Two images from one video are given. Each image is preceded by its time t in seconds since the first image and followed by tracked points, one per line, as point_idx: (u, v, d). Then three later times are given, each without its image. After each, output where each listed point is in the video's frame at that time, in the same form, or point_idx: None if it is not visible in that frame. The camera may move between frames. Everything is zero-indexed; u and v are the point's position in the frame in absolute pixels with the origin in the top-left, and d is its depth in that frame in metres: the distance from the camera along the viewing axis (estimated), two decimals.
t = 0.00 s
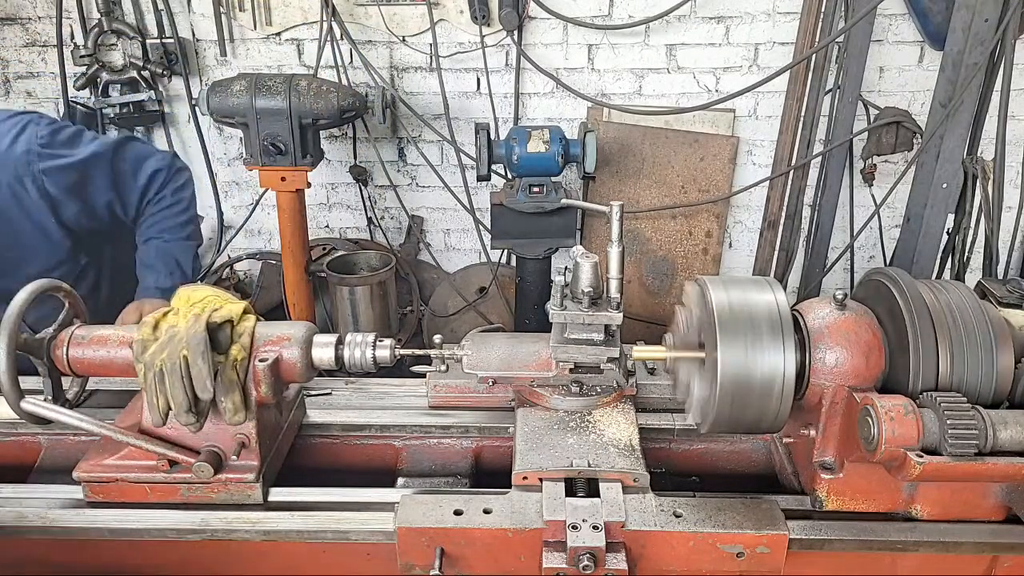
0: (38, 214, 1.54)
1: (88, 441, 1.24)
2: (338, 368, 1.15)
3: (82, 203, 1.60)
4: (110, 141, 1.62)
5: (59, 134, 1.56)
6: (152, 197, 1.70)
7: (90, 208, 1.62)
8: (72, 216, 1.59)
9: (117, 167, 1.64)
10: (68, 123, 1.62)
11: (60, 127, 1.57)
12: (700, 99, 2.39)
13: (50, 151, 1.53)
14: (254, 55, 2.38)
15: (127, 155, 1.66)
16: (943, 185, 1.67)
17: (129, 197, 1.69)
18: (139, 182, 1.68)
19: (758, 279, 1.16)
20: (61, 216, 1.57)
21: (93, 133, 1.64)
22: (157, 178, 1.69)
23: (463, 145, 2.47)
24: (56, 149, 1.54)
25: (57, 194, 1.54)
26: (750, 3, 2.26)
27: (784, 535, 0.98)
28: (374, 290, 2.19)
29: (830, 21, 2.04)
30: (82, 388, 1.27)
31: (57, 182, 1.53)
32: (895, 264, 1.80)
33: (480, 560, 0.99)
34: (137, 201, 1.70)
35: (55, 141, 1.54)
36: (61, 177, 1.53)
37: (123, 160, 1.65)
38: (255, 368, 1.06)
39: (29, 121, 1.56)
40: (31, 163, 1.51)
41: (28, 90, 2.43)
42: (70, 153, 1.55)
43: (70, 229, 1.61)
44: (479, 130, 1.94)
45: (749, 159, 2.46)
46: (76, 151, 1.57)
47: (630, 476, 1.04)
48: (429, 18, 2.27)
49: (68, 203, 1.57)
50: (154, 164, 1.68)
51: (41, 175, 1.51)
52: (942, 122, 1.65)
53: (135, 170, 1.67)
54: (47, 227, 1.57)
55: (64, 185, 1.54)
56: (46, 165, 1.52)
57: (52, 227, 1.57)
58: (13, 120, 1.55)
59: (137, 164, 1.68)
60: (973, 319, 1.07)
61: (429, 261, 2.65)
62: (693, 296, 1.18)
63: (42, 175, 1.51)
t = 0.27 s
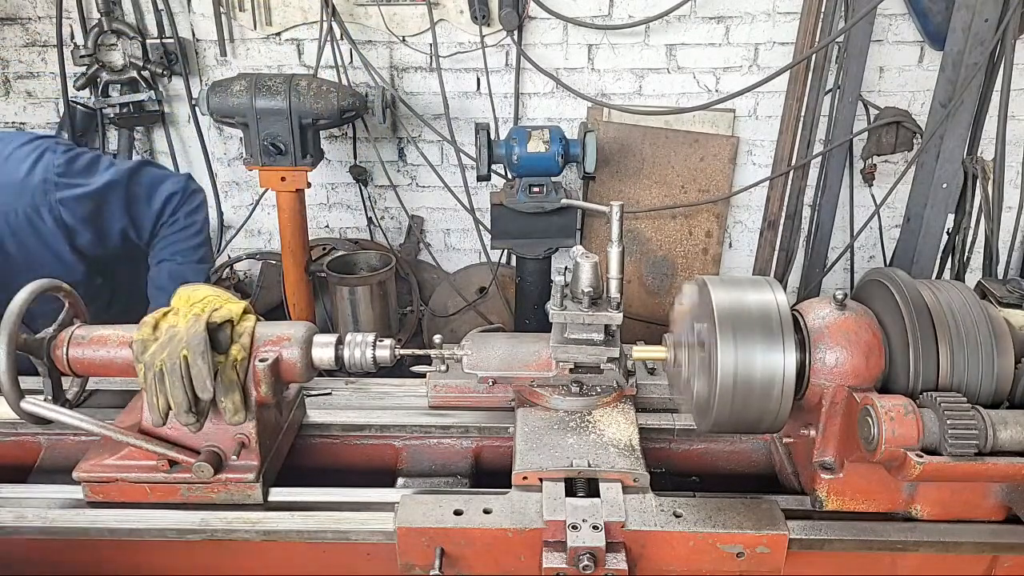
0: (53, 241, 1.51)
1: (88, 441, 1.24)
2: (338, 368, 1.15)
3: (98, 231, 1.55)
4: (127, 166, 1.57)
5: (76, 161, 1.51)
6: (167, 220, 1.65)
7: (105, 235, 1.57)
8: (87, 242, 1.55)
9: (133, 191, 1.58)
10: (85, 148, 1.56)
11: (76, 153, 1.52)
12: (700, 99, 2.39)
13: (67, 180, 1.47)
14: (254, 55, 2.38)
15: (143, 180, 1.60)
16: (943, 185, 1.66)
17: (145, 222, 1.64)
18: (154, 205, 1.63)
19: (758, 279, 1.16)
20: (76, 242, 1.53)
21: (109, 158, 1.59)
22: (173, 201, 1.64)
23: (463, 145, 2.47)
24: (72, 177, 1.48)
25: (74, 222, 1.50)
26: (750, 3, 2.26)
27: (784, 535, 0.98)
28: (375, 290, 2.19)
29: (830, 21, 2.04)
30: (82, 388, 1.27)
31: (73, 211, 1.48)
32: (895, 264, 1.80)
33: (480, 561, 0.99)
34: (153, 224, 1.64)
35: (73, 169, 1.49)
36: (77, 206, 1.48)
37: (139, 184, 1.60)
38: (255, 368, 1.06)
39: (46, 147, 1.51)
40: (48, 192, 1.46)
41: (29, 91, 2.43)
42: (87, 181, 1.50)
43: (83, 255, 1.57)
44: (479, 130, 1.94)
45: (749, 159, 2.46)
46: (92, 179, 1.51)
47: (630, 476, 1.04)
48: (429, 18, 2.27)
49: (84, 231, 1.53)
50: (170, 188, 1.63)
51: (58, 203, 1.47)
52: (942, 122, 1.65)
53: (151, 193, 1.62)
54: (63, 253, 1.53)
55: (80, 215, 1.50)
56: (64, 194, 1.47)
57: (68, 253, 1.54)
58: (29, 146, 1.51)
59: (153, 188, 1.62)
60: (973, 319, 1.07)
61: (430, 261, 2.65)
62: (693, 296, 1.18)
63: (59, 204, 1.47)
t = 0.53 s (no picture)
0: (122, 301, 1.60)
1: (88, 441, 1.24)
2: (339, 368, 1.15)
3: (160, 280, 1.67)
4: (182, 212, 1.71)
5: (140, 217, 1.62)
6: (216, 258, 1.81)
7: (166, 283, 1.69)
8: (152, 294, 1.66)
9: (188, 236, 1.73)
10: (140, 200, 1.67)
11: (138, 206, 1.63)
12: (700, 99, 2.39)
13: (133, 238, 1.59)
14: (254, 55, 2.37)
15: (195, 222, 1.75)
16: (943, 185, 1.66)
17: (196, 264, 1.78)
18: (204, 246, 1.78)
19: (758, 279, 1.16)
20: (141, 296, 1.63)
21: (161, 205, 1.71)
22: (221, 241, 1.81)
23: (463, 145, 2.47)
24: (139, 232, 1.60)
25: (140, 278, 1.61)
26: (750, 3, 2.27)
27: (784, 535, 0.98)
28: (375, 290, 2.19)
29: (830, 21, 2.04)
30: (82, 389, 1.27)
31: (140, 267, 1.60)
32: (895, 264, 1.80)
33: (480, 561, 0.99)
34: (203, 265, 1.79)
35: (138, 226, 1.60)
36: (144, 261, 1.60)
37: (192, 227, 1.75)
38: (255, 368, 1.06)
39: (110, 203, 1.60)
40: (118, 253, 1.56)
41: (29, 91, 2.43)
42: (151, 237, 1.63)
43: (146, 305, 1.67)
44: (479, 130, 1.94)
45: (749, 159, 2.46)
46: (156, 233, 1.64)
47: (630, 476, 1.04)
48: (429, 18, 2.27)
49: (148, 283, 1.64)
50: (219, 228, 1.80)
51: (128, 263, 1.57)
52: (942, 122, 1.65)
53: (200, 235, 1.77)
54: (129, 311, 1.62)
55: (146, 269, 1.61)
56: (132, 250, 1.58)
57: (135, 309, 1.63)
58: (94, 203, 1.58)
59: (204, 231, 1.78)
60: (973, 318, 1.07)
61: (430, 261, 2.65)
62: (693, 296, 1.18)
63: (128, 265, 1.58)
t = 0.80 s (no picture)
0: (125, 304, 1.60)
1: (88, 441, 1.24)
2: (339, 368, 1.15)
3: (165, 283, 1.67)
4: (185, 214, 1.71)
5: (143, 221, 1.61)
6: (220, 259, 1.81)
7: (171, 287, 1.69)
8: (158, 298, 1.66)
9: (192, 238, 1.73)
10: (142, 203, 1.66)
11: (141, 210, 1.62)
12: (700, 99, 2.39)
13: (137, 243, 1.59)
14: (253, 55, 2.38)
15: (198, 223, 1.75)
16: (943, 185, 1.66)
17: (201, 265, 1.78)
18: (208, 247, 1.78)
19: (758, 279, 1.16)
20: (146, 300, 1.64)
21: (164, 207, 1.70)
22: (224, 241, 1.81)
23: (463, 145, 2.47)
24: (143, 237, 1.60)
25: (145, 283, 1.61)
26: (750, 3, 2.27)
27: (784, 535, 0.98)
28: (375, 290, 2.19)
29: (830, 21, 2.04)
30: (82, 389, 1.26)
31: (145, 272, 1.60)
32: (895, 264, 1.80)
33: (480, 561, 0.99)
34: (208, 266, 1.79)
35: (142, 230, 1.60)
36: (149, 266, 1.60)
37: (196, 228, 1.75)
38: (255, 368, 1.06)
39: (112, 208, 1.59)
40: (122, 258, 1.56)
41: (29, 91, 2.43)
42: (155, 241, 1.62)
43: (152, 308, 1.67)
44: (479, 130, 1.94)
45: (749, 159, 2.46)
46: (160, 236, 1.64)
47: (630, 476, 1.04)
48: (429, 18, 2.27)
49: (154, 288, 1.64)
50: (223, 229, 1.80)
51: (132, 269, 1.58)
52: (942, 122, 1.65)
53: (204, 237, 1.77)
54: (135, 315, 1.62)
55: (150, 273, 1.61)
56: (136, 254, 1.58)
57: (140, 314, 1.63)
58: (98, 208, 1.58)
59: (208, 233, 1.77)
60: (973, 319, 1.07)
61: (430, 261, 2.65)
62: (693, 295, 1.18)
63: (132, 270, 1.58)
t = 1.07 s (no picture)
0: (120, 302, 1.60)
1: (88, 441, 1.24)
2: (339, 368, 1.15)
3: (159, 280, 1.68)
4: (179, 211, 1.70)
5: (136, 218, 1.61)
6: (216, 255, 1.80)
7: (165, 284, 1.69)
8: (151, 296, 1.66)
9: (188, 234, 1.73)
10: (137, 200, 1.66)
11: (134, 207, 1.62)
12: (700, 99, 2.39)
13: (131, 241, 1.59)
14: (254, 55, 2.38)
15: (194, 219, 1.75)
16: (943, 185, 1.66)
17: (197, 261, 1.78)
18: (204, 244, 1.77)
19: (758, 279, 1.16)
20: (140, 298, 1.64)
21: (159, 204, 1.70)
22: (221, 237, 1.80)
23: (463, 145, 2.47)
24: (135, 234, 1.60)
25: (139, 281, 1.61)
26: (750, 3, 2.27)
27: (784, 535, 0.98)
28: (375, 290, 2.19)
29: (830, 21, 2.04)
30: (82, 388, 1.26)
31: (138, 270, 1.60)
32: (895, 264, 1.80)
33: (480, 561, 0.99)
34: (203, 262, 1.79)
35: (135, 227, 1.60)
36: (142, 263, 1.61)
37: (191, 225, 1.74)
38: (255, 368, 1.06)
39: (106, 205, 1.59)
40: (115, 256, 1.56)
41: (29, 91, 2.43)
42: (148, 239, 1.62)
43: (147, 306, 1.68)
44: (479, 130, 1.94)
45: (749, 159, 2.46)
46: (153, 234, 1.64)
47: (630, 476, 1.04)
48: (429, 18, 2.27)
49: (147, 285, 1.64)
50: (219, 225, 1.79)
51: (125, 266, 1.58)
52: (942, 122, 1.65)
53: (200, 233, 1.76)
54: (130, 312, 1.63)
55: (143, 271, 1.62)
56: (128, 252, 1.58)
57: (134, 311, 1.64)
58: (91, 205, 1.58)
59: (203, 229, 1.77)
60: (973, 318, 1.07)
61: (430, 261, 2.65)
62: (692, 295, 1.18)
63: (125, 267, 1.58)
